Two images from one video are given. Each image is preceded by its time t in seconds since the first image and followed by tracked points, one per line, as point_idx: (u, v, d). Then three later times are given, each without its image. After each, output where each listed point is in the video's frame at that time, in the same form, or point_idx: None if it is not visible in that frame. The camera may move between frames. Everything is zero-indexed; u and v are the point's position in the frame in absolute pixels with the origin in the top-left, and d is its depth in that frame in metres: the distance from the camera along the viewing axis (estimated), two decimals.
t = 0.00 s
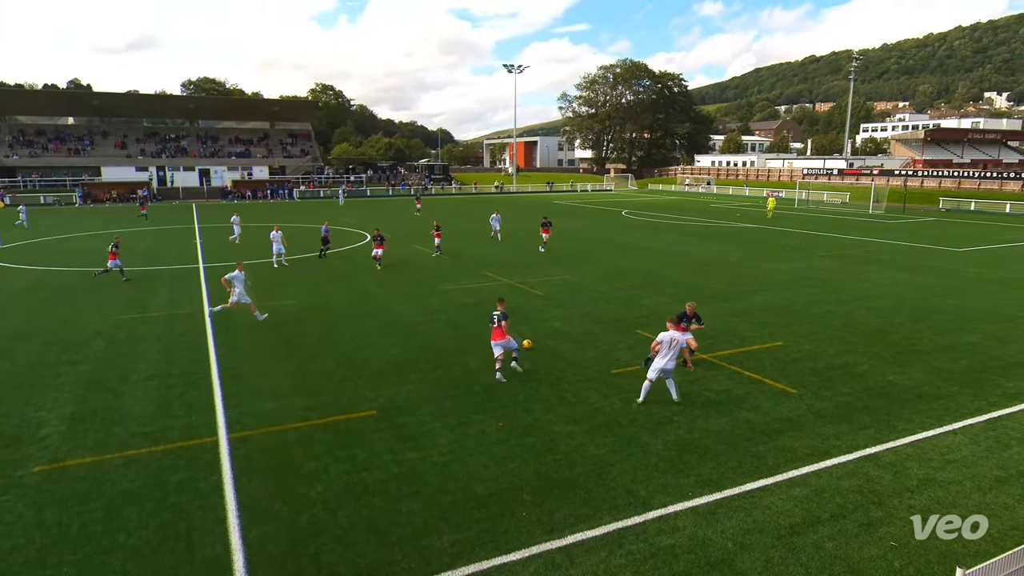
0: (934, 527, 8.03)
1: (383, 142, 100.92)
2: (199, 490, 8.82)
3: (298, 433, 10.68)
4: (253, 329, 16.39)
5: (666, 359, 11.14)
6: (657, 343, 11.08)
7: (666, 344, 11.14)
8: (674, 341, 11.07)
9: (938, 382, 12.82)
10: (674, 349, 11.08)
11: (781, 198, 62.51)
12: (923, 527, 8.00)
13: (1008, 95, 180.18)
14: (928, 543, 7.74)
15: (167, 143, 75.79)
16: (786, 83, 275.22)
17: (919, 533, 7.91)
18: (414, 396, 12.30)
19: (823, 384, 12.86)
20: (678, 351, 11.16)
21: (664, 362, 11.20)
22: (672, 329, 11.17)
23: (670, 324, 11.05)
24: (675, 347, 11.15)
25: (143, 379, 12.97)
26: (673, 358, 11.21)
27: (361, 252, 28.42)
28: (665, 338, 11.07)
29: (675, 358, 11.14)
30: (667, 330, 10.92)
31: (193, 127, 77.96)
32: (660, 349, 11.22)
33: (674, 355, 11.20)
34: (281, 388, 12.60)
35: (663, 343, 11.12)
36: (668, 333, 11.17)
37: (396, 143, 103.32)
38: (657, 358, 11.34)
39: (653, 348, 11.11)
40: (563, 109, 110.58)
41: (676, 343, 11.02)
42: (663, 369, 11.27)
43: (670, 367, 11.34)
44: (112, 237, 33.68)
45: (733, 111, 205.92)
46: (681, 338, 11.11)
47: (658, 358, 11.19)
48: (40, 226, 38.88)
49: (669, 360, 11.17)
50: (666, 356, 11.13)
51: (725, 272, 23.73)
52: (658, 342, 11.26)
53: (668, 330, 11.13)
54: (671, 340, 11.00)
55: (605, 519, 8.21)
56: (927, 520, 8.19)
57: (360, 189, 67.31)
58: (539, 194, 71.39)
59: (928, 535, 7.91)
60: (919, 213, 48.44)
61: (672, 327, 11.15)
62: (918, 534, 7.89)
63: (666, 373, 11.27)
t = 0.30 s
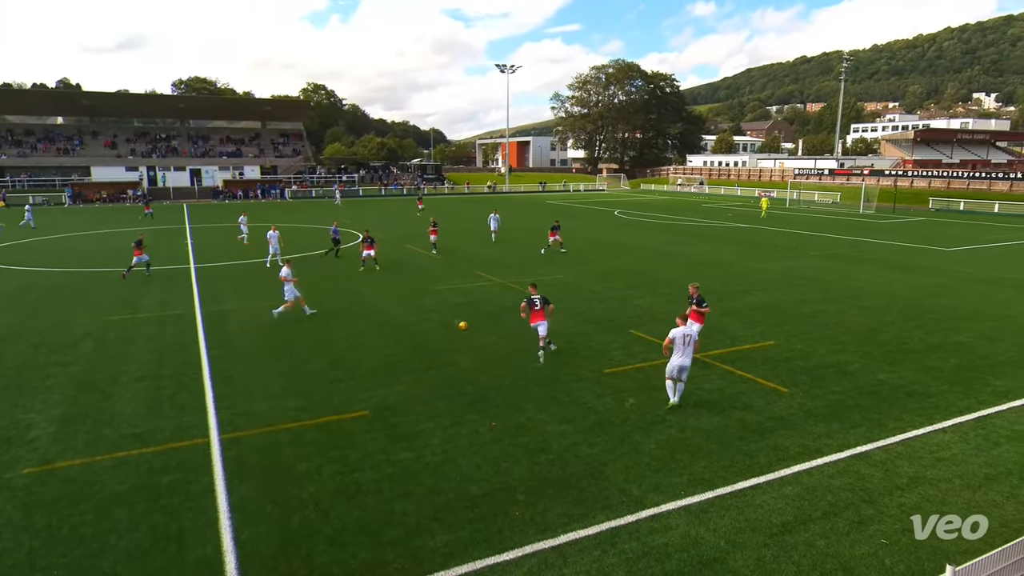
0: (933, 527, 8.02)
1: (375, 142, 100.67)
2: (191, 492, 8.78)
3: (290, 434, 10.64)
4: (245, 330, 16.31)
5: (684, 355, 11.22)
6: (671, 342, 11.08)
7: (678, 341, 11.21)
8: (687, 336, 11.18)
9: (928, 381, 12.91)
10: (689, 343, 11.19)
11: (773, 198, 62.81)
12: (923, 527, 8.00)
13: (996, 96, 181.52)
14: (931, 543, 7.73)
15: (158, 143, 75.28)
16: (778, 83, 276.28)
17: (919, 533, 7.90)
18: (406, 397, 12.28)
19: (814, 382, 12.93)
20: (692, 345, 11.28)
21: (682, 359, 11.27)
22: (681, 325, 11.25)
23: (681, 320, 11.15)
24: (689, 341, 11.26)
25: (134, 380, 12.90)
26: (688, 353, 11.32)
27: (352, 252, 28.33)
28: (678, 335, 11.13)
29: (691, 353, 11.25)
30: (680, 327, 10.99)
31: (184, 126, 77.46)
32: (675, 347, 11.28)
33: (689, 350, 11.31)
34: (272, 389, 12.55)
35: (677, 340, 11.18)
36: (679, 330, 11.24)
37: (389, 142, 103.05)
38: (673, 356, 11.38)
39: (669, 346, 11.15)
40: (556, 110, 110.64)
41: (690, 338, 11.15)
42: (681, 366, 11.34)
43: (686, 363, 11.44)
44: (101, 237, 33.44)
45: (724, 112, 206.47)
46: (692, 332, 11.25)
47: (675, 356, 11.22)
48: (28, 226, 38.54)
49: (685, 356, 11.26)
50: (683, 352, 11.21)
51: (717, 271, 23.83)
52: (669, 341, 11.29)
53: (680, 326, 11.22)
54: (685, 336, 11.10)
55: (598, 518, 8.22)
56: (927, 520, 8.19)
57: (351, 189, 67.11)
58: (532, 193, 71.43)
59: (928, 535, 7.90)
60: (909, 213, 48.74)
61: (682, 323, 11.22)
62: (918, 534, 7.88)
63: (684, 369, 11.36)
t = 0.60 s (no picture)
0: (932, 526, 8.01)
1: (367, 142, 100.37)
2: (182, 494, 8.72)
3: (282, 435, 10.59)
4: (236, 331, 16.23)
5: (696, 361, 10.92)
6: (684, 348, 10.83)
7: (692, 348, 10.90)
8: (700, 341, 10.87)
9: (918, 379, 13.00)
10: (702, 349, 10.88)
11: (764, 197, 63.07)
12: (923, 527, 7.97)
13: (984, 96, 182.96)
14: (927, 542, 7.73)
15: (147, 142, 74.78)
16: (769, 83, 277.44)
17: (919, 533, 7.88)
18: (399, 397, 12.26)
19: (806, 381, 12.99)
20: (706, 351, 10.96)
21: (695, 365, 10.99)
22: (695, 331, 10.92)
23: (692, 326, 10.83)
24: (702, 347, 10.95)
25: (124, 381, 12.81)
26: (702, 358, 11.02)
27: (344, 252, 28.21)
28: (691, 341, 10.85)
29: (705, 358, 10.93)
30: (691, 332, 10.69)
31: (174, 126, 76.97)
32: (688, 352, 10.98)
33: (703, 355, 11.00)
34: (264, 389, 12.50)
35: (690, 346, 10.88)
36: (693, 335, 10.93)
37: (381, 142, 102.75)
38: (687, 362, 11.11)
39: (682, 352, 10.88)
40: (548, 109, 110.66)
41: (703, 343, 10.84)
42: (695, 373, 11.06)
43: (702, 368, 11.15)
44: (90, 237, 33.17)
45: (715, 112, 207.06)
46: (706, 337, 10.93)
47: (688, 363, 10.95)
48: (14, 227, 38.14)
49: (699, 362, 10.96)
50: (695, 359, 10.91)
51: (709, 270, 23.90)
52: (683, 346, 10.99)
53: (692, 331, 10.89)
54: (698, 341, 10.80)
55: (591, 518, 8.22)
56: (926, 520, 8.17)
57: (343, 189, 66.88)
58: (524, 193, 71.47)
59: (928, 535, 7.88)
60: (899, 212, 48.99)
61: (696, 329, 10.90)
62: (919, 535, 7.86)
63: (699, 375, 11.06)
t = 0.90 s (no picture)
0: (931, 526, 8.05)
1: (358, 143, 100.07)
2: (172, 497, 8.66)
3: (273, 436, 10.55)
4: (226, 332, 16.12)
5: (710, 363, 10.64)
6: (700, 350, 10.53)
7: (707, 349, 10.61)
8: (714, 343, 10.60)
9: (906, 377, 13.12)
10: (715, 351, 10.63)
11: (753, 197, 63.43)
12: (923, 527, 8.00)
13: (971, 97, 184.70)
14: (922, 541, 7.77)
15: (136, 143, 74.23)
16: (759, 85, 278.74)
17: (918, 533, 7.91)
18: (391, 398, 12.24)
19: (796, 380, 13.08)
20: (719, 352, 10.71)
21: (709, 367, 10.70)
22: (709, 332, 10.60)
23: (705, 327, 10.57)
24: (716, 350, 10.70)
25: (113, 384, 12.72)
26: (715, 361, 10.74)
27: (334, 254, 28.12)
28: (706, 343, 10.54)
29: (718, 359, 10.68)
30: (705, 334, 10.42)
31: (163, 126, 76.46)
32: (702, 355, 10.70)
33: (716, 358, 10.75)
34: (255, 391, 12.44)
35: (705, 348, 10.59)
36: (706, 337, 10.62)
37: (372, 143, 102.46)
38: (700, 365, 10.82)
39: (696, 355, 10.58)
40: (539, 110, 110.77)
41: (717, 345, 10.58)
42: (709, 376, 10.76)
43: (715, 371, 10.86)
44: (78, 239, 32.88)
45: (706, 113, 207.69)
46: (718, 338, 10.65)
47: (702, 365, 10.66)
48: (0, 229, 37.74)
49: (712, 364, 10.69)
50: (709, 361, 10.63)
51: (699, 270, 24.00)
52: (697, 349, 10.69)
53: (706, 333, 10.62)
54: (713, 343, 10.52)
55: (583, 518, 8.24)
56: (926, 520, 8.20)
57: (334, 189, 66.63)
58: (515, 194, 71.53)
59: (929, 535, 7.90)
60: (888, 212, 49.33)
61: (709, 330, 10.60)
62: (918, 535, 7.88)
63: (713, 378, 10.77)
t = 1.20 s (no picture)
0: (930, 525, 8.10)
1: (346, 142, 99.62)
2: (159, 498, 8.59)
3: (262, 437, 10.49)
4: (213, 333, 15.99)
5: (714, 367, 10.49)
6: (700, 355, 10.43)
7: (710, 353, 10.48)
8: (716, 346, 10.46)
9: (892, 375, 13.24)
10: (718, 354, 10.47)
11: (741, 196, 63.75)
12: (922, 526, 8.02)
13: (955, 98, 186.56)
14: (917, 539, 7.81)
15: (122, 142, 73.50)
16: (746, 85, 280.24)
17: (919, 532, 7.92)
18: (380, 398, 12.19)
19: (784, 378, 13.17)
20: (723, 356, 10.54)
21: (714, 371, 10.54)
22: (710, 336, 10.49)
23: (705, 331, 10.48)
24: (720, 352, 10.53)
25: (99, 385, 12.58)
26: (720, 364, 10.58)
27: (322, 253, 27.98)
28: (707, 348, 10.43)
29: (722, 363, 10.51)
30: (705, 337, 10.34)
31: (149, 125, 75.79)
32: (705, 360, 10.58)
33: (720, 361, 10.58)
34: (242, 392, 12.35)
35: (706, 352, 10.47)
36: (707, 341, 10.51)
37: (360, 142, 102.01)
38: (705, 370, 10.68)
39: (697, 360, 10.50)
40: (528, 109, 110.77)
41: (720, 347, 10.43)
42: (715, 380, 10.62)
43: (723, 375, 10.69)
44: (62, 239, 32.50)
45: (694, 113, 208.51)
46: (720, 341, 10.51)
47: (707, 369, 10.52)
48: None
49: (717, 368, 10.53)
50: (713, 365, 10.49)
51: (687, 269, 24.13)
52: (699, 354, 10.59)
53: (707, 337, 10.52)
54: (713, 346, 10.40)
55: (573, 516, 8.26)
56: (926, 520, 8.21)
57: (322, 188, 66.29)
58: (504, 193, 71.51)
59: (929, 535, 7.92)
60: (874, 211, 49.76)
61: (709, 334, 10.50)
62: (918, 534, 7.89)
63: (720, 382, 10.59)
